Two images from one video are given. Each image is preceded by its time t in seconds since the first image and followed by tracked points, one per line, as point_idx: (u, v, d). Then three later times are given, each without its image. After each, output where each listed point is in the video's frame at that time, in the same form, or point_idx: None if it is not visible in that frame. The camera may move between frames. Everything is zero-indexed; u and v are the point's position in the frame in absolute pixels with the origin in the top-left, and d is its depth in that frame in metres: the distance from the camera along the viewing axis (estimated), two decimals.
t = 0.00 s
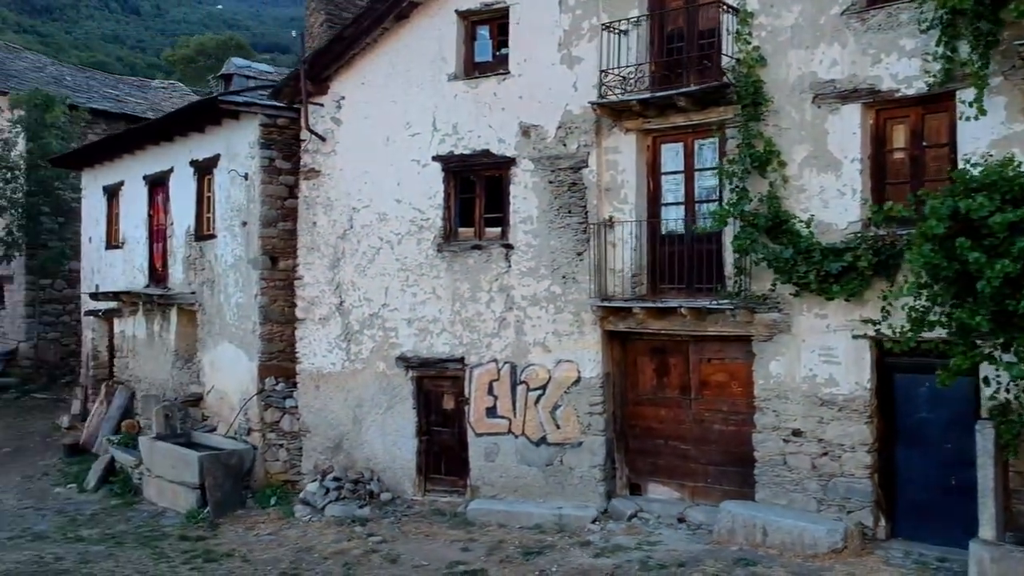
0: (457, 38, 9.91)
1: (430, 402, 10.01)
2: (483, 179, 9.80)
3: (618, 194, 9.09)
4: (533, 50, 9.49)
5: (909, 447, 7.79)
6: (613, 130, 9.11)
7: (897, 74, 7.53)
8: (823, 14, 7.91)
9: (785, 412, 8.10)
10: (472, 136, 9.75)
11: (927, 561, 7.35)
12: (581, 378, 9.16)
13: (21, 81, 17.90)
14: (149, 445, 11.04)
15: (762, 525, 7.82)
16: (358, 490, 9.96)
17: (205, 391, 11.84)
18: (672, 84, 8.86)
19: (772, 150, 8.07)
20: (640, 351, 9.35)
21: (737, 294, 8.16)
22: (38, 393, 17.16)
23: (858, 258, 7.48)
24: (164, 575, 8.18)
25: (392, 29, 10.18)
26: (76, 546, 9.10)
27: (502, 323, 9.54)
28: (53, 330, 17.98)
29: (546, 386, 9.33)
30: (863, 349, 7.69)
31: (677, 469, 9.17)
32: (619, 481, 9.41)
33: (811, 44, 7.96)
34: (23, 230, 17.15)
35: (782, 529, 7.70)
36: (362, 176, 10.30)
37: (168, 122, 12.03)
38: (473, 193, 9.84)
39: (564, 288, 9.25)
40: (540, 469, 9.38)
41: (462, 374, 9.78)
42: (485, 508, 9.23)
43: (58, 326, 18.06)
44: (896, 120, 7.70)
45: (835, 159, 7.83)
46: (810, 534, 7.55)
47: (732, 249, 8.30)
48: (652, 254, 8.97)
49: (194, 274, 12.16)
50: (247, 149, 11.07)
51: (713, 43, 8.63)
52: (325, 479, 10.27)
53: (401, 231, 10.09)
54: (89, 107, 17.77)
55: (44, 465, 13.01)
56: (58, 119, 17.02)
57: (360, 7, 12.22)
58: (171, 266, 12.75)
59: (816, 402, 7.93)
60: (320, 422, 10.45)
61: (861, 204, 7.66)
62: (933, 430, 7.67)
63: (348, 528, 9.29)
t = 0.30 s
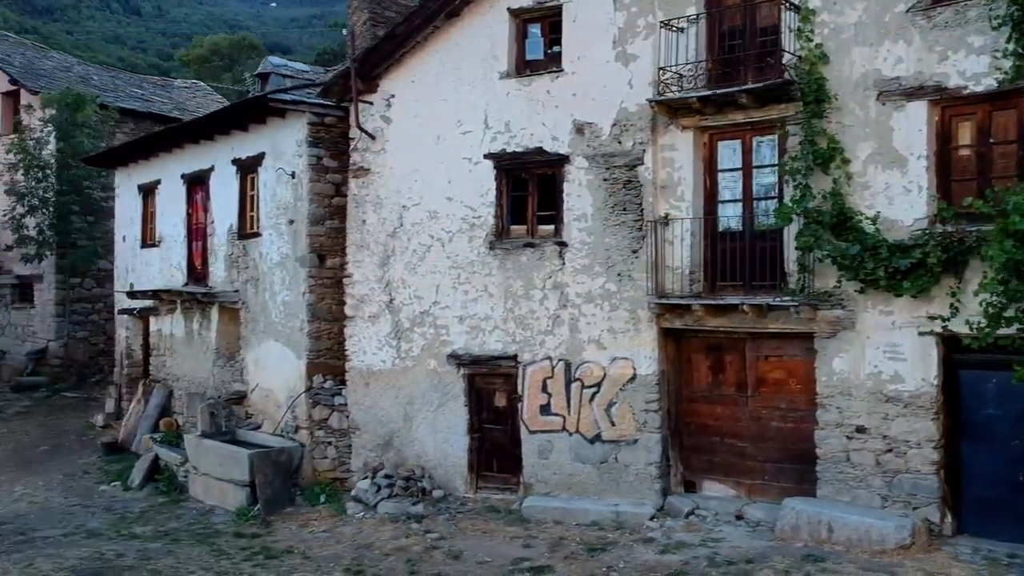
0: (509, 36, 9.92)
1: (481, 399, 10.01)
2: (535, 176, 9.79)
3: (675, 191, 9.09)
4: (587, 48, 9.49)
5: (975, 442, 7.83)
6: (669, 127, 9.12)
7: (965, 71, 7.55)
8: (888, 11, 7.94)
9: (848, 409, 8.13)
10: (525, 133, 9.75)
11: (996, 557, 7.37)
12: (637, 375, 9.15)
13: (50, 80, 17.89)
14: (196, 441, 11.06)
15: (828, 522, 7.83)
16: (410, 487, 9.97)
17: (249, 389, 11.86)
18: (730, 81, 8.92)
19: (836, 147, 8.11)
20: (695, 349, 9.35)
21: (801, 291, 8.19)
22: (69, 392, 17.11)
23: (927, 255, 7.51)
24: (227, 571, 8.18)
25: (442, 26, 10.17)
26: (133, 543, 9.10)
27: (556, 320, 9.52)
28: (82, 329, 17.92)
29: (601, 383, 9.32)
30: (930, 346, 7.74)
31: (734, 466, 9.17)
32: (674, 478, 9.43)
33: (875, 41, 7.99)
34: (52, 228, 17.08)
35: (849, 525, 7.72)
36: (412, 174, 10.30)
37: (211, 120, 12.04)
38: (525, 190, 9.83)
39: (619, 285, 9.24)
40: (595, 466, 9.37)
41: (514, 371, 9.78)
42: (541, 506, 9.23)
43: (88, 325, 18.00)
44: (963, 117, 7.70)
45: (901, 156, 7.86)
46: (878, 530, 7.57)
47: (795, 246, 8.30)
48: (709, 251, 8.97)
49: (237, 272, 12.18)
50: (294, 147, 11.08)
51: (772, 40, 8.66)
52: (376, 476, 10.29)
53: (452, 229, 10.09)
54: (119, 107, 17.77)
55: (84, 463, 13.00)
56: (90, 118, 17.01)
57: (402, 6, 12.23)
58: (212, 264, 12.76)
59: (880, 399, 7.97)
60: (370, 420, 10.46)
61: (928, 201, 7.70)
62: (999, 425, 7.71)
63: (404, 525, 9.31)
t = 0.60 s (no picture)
0: (560, 34, 9.91)
1: (532, 397, 9.99)
2: (587, 174, 9.78)
3: (731, 188, 9.09)
4: (641, 45, 9.49)
5: None
6: (725, 124, 9.13)
7: None
8: (952, 9, 7.98)
9: (910, 406, 8.15)
10: (577, 131, 9.74)
11: None
12: (692, 372, 9.15)
13: (79, 80, 17.89)
14: (242, 438, 11.08)
15: (893, 518, 7.84)
16: (461, 484, 9.96)
17: (292, 386, 11.88)
18: (786, 79, 8.94)
19: (898, 145, 8.13)
20: (750, 346, 9.36)
21: (862, 288, 8.21)
22: (99, 390, 17.10)
23: (995, 251, 7.54)
24: (290, 566, 8.18)
25: (492, 23, 10.16)
26: (191, 540, 9.11)
27: (609, 318, 9.51)
28: (111, 328, 17.81)
29: (656, 380, 9.31)
30: (994, 342, 7.78)
31: (789, 464, 9.17)
32: (728, 476, 9.41)
33: (939, 39, 8.02)
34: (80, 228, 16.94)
35: (914, 522, 7.73)
36: (462, 172, 10.31)
37: (254, 119, 12.05)
38: (577, 188, 9.81)
39: (674, 282, 9.23)
40: (649, 464, 9.37)
41: (566, 369, 9.77)
42: (596, 503, 9.23)
43: (116, 323, 17.93)
44: None
45: (965, 153, 7.90)
46: (945, 526, 7.59)
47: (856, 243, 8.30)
48: (765, 249, 8.98)
49: (279, 270, 12.21)
50: (341, 146, 11.09)
51: (831, 38, 8.68)
52: (426, 474, 10.29)
53: (503, 227, 10.08)
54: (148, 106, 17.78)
55: (122, 461, 12.98)
56: (121, 117, 17.00)
57: (444, 4, 12.24)
58: (252, 262, 12.77)
59: (944, 395, 8.00)
60: (419, 417, 10.48)
61: (994, 198, 7.76)
62: None
63: (459, 522, 9.31)
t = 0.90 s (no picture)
0: (611, 32, 9.90)
1: (583, 395, 9.98)
2: (638, 172, 9.76)
3: (786, 186, 9.10)
4: (694, 44, 9.50)
5: None
6: (780, 122, 9.13)
7: None
8: (1015, 6, 7.99)
9: (972, 403, 8.20)
10: (628, 129, 9.74)
11: None
12: (747, 370, 9.15)
13: (108, 79, 17.91)
14: (291, 435, 11.12)
15: (956, 515, 7.84)
16: (512, 482, 9.96)
17: (336, 385, 11.92)
18: (842, 77, 8.95)
19: (960, 143, 8.16)
20: (804, 345, 9.38)
21: (924, 285, 8.27)
22: (129, 389, 17.09)
23: None
24: (352, 563, 8.18)
25: (541, 22, 10.15)
26: (247, 538, 9.11)
27: (662, 316, 9.49)
28: (140, 327, 17.78)
29: (710, 378, 9.30)
30: None
31: (844, 461, 9.18)
32: (782, 474, 9.42)
33: (1001, 36, 8.05)
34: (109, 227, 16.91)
35: (979, 519, 7.73)
36: (510, 170, 10.31)
37: (296, 118, 12.06)
38: (628, 186, 9.80)
39: (729, 280, 9.23)
40: (702, 462, 9.36)
41: (617, 367, 9.75)
42: (651, 501, 9.23)
43: (145, 322, 17.92)
44: None
45: None
46: (1011, 523, 7.57)
47: (917, 241, 8.35)
48: (821, 247, 9.00)
49: (321, 269, 12.25)
50: (387, 144, 11.11)
51: (889, 36, 8.70)
52: (475, 471, 10.29)
53: (553, 225, 10.06)
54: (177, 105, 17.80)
55: (161, 459, 12.98)
56: (151, 117, 16.99)
57: (486, 3, 12.24)
58: (292, 261, 12.79)
59: (1007, 392, 8.05)
60: (467, 415, 10.48)
61: None
62: None
63: (514, 519, 9.32)
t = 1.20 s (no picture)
0: (661, 31, 9.91)
1: (633, 393, 9.97)
2: (689, 170, 9.78)
3: (841, 184, 9.13)
4: (746, 42, 9.51)
5: None
6: (834, 121, 9.15)
7: None
8: None
9: None
10: (679, 128, 9.76)
11: None
12: (802, 368, 9.17)
13: (137, 79, 17.92)
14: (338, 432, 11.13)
15: (1019, 513, 7.86)
16: (562, 480, 9.97)
17: (378, 382, 11.96)
18: (897, 76, 8.96)
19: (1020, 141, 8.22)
20: (857, 343, 9.37)
21: (984, 283, 8.36)
22: (158, 389, 17.08)
23: None
24: (415, 560, 8.19)
25: (590, 21, 10.16)
26: (303, 536, 9.12)
27: (714, 314, 9.50)
28: (168, 327, 17.78)
29: (763, 376, 9.32)
30: None
31: (898, 459, 9.20)
32: (834, 472, 9.42)
33: None
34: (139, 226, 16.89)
35: None
36: (559, 168, 10.30)
37: (337, 117, 12.09)
38: (680, 184, 9.82)
39: (782, 278, 9.25)
40: (756, 459, 9.37)
41: (668, 365, 9.75)
42: (705, 499, 9.24)
43: (173, 322, 17.93)
44: None
45: None
46: None
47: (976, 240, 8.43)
48: (875, 245, 9.02)
49: (363, 268, 12.30)
50: (432, 143, 11.13)
51: (945, 35, 8.74)
52: (524, 469, 10.30)
53: (602, 223, 10.06)
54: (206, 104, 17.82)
55: (200, 458, 12.98)
56: (181, 116, 17.01)
57: (527, 2, 12.27)
58: (332, 260, 12.82)
59: None
60: (515, 413, 10.48)
61: None
62: None
63: (568, 517, 9.33)
